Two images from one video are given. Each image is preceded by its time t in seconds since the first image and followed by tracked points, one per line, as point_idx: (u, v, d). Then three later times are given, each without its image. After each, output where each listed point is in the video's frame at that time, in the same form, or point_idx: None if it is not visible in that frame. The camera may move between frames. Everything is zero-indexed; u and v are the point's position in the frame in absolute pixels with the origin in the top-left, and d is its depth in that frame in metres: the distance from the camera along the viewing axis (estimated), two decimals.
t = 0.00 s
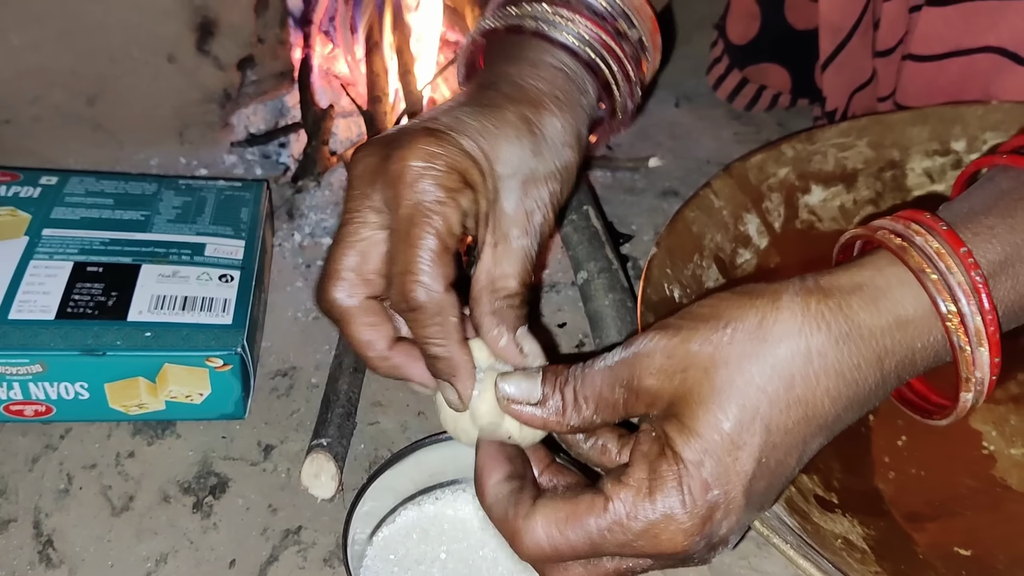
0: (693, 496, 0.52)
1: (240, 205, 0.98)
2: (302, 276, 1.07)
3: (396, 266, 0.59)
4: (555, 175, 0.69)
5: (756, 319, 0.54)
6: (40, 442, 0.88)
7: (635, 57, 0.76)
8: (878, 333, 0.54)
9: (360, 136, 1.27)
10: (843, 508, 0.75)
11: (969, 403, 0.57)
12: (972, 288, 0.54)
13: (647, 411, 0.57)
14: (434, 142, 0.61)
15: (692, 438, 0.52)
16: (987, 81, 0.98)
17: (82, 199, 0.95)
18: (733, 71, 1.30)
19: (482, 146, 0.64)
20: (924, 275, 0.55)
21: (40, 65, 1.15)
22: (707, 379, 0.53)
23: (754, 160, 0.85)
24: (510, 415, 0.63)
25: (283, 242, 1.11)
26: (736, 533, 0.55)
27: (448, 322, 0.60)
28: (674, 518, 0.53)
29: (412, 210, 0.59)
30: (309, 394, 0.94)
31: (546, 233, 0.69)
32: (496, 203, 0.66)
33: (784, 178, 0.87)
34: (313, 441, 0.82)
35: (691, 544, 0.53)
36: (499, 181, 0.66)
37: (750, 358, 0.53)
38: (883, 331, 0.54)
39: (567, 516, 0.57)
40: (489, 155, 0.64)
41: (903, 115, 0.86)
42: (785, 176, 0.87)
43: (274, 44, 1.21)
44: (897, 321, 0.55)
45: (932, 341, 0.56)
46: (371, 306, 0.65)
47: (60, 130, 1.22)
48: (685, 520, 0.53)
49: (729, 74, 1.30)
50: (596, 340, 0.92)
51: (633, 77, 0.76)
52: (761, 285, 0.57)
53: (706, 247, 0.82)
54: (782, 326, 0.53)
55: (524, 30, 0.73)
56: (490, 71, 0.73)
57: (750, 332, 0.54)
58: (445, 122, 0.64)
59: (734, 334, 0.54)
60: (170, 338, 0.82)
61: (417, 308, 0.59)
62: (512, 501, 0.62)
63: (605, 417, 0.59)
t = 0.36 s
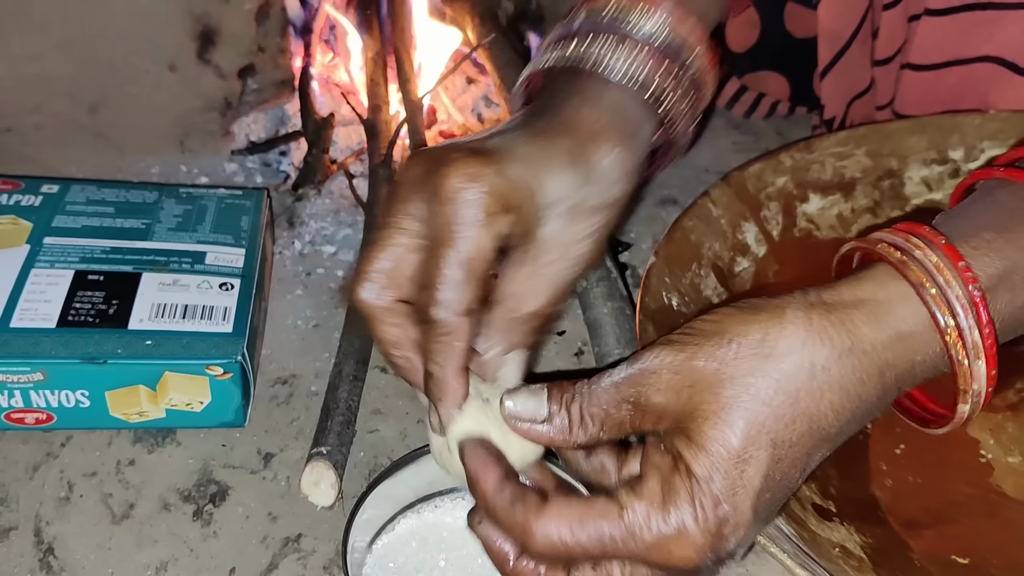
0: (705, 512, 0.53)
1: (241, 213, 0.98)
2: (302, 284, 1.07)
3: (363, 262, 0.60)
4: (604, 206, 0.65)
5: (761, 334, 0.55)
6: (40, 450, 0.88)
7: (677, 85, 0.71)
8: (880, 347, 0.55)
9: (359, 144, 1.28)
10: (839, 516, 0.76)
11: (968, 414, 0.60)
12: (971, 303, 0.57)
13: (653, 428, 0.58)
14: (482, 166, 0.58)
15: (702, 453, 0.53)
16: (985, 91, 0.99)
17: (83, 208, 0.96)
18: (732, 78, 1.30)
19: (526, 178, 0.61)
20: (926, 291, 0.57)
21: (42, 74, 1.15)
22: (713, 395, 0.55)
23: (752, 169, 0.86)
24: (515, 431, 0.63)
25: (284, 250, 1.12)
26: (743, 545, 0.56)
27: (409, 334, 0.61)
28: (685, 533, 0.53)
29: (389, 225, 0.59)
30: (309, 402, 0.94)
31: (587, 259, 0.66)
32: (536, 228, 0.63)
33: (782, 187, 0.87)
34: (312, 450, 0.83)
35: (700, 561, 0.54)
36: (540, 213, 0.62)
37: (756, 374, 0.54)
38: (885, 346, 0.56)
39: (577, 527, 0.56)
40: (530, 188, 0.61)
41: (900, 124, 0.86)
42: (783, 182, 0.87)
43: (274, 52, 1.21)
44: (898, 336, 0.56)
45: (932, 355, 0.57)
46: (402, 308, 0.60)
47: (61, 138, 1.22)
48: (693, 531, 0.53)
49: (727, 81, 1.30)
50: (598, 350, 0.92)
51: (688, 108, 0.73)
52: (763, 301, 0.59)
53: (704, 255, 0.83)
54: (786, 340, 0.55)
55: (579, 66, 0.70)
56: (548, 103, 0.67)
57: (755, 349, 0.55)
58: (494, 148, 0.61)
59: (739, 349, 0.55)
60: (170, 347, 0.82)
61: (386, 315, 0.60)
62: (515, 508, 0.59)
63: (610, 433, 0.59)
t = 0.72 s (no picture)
0: (686, 520, 0.57)
1: (239, 226, 1.00)
2: (300, 296, 1.09)
3: (407, 252, 0.59)
4: (557, 152, 0.71)
5: (771, 357, 0.57)
6: (41, 459, 0.90)
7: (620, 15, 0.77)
8: (881, 381, 0.58)
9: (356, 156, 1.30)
10: (824, 523, 0.77)
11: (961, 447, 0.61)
12: (977, 344, 0.57)
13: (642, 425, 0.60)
14: (443, 120, 0.59)
15: (692, 466, 0.57)
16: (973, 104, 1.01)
17: (85, 221, 0.98)
18: (724, 91, 1.32)
19: (486, 125, 0.64)
20: (934, 332, 0.58)
21: (46, 90, 1.18)
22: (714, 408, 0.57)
23: (740, 183, 0.87)
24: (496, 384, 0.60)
25: (282, 262, 1.14)
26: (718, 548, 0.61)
27: (452, 317, 0.59)
28: (665, 540, 0.58)
29: (414, 193, 0.57)
30: (306, 412, 0.96)
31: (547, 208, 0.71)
32: (500, 181, 0.68)
33: (771, 201, 0.89)
34: (308, 458, 0.84)
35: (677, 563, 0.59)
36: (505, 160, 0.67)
37: (757, 394, 0.57)
38: (886, 381, 0.58)
39: (564, 565, 0.59)
40: (495, 134, 0.65)
41: (888, 138, 0.88)
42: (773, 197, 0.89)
43: (273, 69, 1.23)
44: (901, 372, 0.58)
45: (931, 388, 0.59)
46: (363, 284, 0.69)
47: (64, 153, 1.25)
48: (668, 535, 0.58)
49: (719, 95, 1.33)
50: (585, 356, 0.95)
51: (628, 45, 0.79)
52: (774, 318, 0.60)
53: (693, 267, 0.84)
54: (794, 365, 0.57)
55: None
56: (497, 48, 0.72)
57: (763, 368, 0.57)
58: (451, 102, 0.63)
59: (746, 367, 0.57)
60: (170, 357, 0.84)
61: (425, 293, 0.58)
62: (504, 567, 0.63)
63: (598, 409, 0.59)
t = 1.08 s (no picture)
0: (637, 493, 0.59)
1: (244, 256, 1.07)
2: (301, 322, 1.16)
3: (399, 236, 0.68)
4: (548, 161, 0.79)
5: (706, 346, 0.59)
6: (59, 475, 0.96)
7: (611, 59, 0.85)
8: (780, 360, 0.62)
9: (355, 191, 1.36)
10: (786, 535, 0.84)
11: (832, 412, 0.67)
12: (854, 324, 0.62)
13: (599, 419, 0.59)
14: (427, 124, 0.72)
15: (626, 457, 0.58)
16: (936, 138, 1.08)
17: (100, 252, 1.04)
18: (704, 125, 1.39)
19: (472, 130, 0.75)
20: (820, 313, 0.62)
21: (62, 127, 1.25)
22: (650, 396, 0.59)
23: (714, 216, 0.94)
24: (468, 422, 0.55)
25: (284, 289, 1.20)
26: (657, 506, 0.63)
27: (446, 279, 0.67)
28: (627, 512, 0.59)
29: (410, 173, 0.69)
30: (306, 431, 1.02)
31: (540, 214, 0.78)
32: (488, 183, 0.77)
33: (743, 233, 0.96)
34: (308, 474, 0.91)
35: (629, 531, 0.61)
36: (490, 165, 0.76)
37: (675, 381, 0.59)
38: (776, 359, 0.61)
39: (536, 497, 0.58)
40: (478, 138, 0.75)
41: (852, 172, 0.95)
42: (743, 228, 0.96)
43: (277, 106, 1.30)
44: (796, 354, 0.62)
45: (814, 362, 0.64)
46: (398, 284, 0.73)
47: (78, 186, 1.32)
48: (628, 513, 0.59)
49: (699, 128, 1.39)
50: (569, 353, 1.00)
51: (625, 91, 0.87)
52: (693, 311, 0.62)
53: (667, 296, 0.90)
54: (722, 353, 0.59)
55: (525, 49, 0.85)
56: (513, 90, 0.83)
57: (683, 355, 0.59)
58: (442, 110, 0.75)
59: (665, 357, 0.59)
60: (179, 381, 0.90)
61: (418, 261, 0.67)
62: (486, 469, 0.58)
63: (559, 416, 0.57)
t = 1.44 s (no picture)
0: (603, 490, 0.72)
1: (246, 282, 1.13)
2: (299, 343, 1.22)
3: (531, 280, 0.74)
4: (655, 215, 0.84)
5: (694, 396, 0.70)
6: (71, 487, 1.02)
7: (665, 103, 0.92)
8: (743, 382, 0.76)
9: (353, 217, 1.42)
10: (750, 543, 0.88)
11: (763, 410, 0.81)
12: (803, 331, 0.74)
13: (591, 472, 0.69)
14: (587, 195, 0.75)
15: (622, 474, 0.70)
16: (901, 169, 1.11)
17: (110, 278, 1.11)
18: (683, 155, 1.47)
19: (618, 197, 0.80)
20: (770, 320, 0.75)
21: (74, 158, 1.32)
22: (630, 402, 0.68)
23: (686, 244, 1.01)
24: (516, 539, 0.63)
25: (283, 312, 1.27)
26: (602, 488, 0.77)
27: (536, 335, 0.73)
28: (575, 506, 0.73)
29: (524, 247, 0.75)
30: (302, 446, 1.08)
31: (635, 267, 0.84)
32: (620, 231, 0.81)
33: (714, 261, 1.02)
34: (304, 486, 0.97)
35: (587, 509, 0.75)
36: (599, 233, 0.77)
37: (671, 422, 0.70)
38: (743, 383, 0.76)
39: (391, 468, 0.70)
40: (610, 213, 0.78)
41: (818, 202, 1.02)
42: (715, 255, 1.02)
43: (278, 139, 1.39)
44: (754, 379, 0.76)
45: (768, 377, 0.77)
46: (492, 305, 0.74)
47: (88, 216, 1.39)
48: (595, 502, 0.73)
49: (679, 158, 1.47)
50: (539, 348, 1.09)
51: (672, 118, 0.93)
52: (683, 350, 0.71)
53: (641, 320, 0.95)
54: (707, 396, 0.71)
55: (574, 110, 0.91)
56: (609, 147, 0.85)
57: (658, 355, 0.71)
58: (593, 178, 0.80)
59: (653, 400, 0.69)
60: (184, 399, 0.96)
61: (536, 312, 0.73)
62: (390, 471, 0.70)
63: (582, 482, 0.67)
